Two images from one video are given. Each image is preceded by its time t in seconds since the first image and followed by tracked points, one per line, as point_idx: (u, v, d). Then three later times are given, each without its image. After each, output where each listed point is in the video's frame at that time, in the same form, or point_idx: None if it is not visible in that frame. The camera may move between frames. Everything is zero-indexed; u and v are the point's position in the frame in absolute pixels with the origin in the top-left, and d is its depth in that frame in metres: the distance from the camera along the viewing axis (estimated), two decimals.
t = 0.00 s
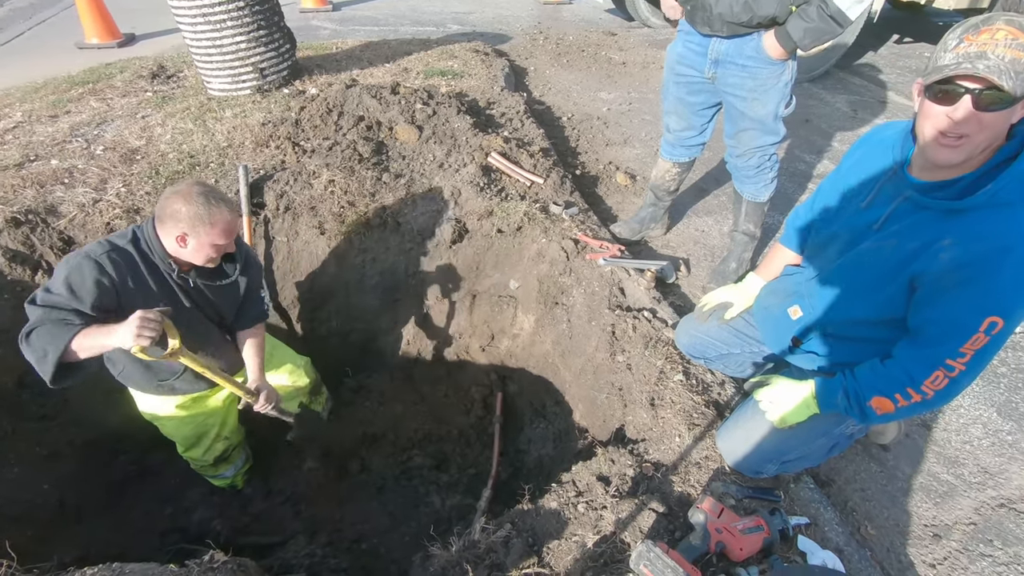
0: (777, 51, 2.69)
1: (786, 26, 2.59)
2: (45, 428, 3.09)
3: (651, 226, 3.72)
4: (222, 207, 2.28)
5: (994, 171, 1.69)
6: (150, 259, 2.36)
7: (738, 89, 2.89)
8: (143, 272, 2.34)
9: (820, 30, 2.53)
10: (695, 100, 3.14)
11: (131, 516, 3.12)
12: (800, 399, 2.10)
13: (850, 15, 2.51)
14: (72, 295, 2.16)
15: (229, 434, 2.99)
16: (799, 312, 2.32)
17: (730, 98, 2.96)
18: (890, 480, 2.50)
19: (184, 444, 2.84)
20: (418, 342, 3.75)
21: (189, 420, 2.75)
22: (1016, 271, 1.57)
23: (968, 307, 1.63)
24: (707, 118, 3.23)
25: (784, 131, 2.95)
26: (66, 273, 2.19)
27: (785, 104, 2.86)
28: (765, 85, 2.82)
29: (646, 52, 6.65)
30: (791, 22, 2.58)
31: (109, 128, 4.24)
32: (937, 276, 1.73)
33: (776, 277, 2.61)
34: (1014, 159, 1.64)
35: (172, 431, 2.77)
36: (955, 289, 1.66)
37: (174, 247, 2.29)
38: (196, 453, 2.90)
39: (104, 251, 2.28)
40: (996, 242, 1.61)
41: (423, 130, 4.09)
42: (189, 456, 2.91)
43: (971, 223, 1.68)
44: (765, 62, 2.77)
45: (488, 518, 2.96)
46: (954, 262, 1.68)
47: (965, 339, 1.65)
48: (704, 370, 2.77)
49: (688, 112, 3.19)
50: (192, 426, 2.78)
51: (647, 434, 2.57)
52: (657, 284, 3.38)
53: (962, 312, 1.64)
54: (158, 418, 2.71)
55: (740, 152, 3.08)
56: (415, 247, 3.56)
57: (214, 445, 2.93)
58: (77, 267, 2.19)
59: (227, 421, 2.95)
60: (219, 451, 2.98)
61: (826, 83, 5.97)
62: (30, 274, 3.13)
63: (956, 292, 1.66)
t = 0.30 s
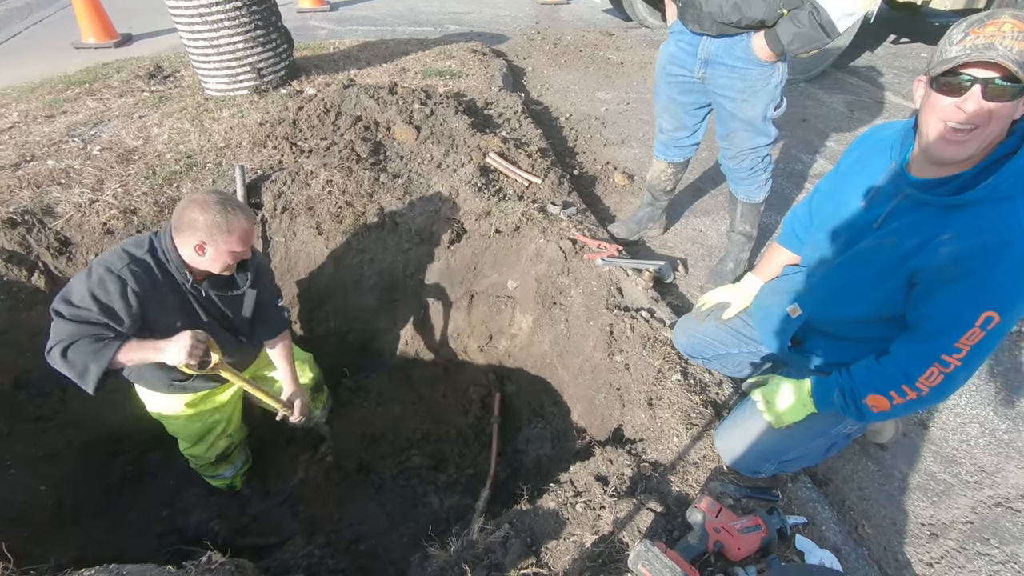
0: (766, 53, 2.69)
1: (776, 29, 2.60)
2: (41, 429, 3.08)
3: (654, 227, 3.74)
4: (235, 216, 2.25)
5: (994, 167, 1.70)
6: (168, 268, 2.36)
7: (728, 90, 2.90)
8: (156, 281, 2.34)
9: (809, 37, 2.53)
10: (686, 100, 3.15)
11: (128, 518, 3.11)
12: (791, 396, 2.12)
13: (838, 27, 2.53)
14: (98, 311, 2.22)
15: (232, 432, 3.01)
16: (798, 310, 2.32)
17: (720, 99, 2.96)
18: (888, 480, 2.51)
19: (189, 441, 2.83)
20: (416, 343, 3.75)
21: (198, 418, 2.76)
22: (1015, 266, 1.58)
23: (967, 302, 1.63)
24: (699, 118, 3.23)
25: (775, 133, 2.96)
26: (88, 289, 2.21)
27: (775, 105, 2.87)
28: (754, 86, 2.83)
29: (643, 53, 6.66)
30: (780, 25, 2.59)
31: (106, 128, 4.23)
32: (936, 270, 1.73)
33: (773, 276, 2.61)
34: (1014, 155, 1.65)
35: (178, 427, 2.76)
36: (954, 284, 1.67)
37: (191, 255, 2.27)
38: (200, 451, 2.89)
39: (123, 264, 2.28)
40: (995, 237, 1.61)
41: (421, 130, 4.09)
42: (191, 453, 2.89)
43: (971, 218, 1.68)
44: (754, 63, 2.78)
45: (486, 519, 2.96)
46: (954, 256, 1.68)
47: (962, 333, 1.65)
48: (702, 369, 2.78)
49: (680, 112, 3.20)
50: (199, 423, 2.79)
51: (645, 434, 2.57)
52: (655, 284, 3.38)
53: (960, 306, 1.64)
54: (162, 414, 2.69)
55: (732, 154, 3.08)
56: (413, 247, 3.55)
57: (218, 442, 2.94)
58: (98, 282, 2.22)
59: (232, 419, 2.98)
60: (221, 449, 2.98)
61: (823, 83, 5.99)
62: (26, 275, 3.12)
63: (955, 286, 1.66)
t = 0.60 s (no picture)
0: (774, 54, 2.68)
1: (786, 29, 2.58)
2: (39, 430, 3.08)
3: (653, 227, 3.73)
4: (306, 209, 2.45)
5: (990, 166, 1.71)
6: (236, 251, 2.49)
7: (734, 93, 2.89)
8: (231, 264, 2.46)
9: (820, 37, 2.51)
10: (688, 106, 3.15)
11: (126, 519, 3.10)
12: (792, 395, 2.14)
13: (851, 27, 2.55)
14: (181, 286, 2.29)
15: (241, 429, 3.02)
16: (797, 311, 2.33)
17: (726, 102, 2.96)
18: (886, 479, 2.51)
19: (205, 437, 2.83)
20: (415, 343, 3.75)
21: (214, 415, 2.77)
22: (1011, 264, 1.57)
23: (963, 300, 1.63)
24: (700, 124, 3.24)
25: (777, 140, 2.96)
26: (174, 266, 2.32)
27: (780, 110, 2.86)
28: (760, 89, 2.82)
29: (642, 53, 6.67)
30: (790, 27, 2.57)
31: (104, 128, 4.22)
32: (933, 269, 1.73)
33: (771, 277, 2.62)
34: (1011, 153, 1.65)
35: (195, 423, 2.74)
36: (951, 282, 1.67)
37: (264, 241, 2.44)
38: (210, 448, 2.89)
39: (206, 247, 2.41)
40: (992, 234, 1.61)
41: (420, 130, 4.09)
42: (203, 449, 2.88)
43: (968, 217, 1.68)
44: (761, 65, 2.77)
45: (485, 519, 2.95)
46: (951, 255, 1.69)
47: (958, 332, 1.65)
48: (701, 370, 2.78)
49: (681, 117, 3.20)
50: (215, 420, 2.79)
51: (645, 434, 2.58)
52: (653, 284, 3.38)
53: (957, 305, 1.64)
54: (178, 410, 2.66)
55: (732, 161, 3.09)
56: (413, 247, 3.57)
57: (229, 439, 2.95)
58: (183, 261, 2.33)
59: (244, 416, 3.00)
60: (229, 446, 2.98)
61: (822, 83, 5.99)
62: (24, 275, 3.12)
63: (952, 284, 1.67)
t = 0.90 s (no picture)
0: (810, 62, 2.65)
1: (825, 35, 2.54)
2: (38, 430, 3.07)
3: (653, 228, 3.73)
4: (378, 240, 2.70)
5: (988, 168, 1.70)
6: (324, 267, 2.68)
7: (764, 101, 2.86)
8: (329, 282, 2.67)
9: (861, 41, 2.49)
10: (703, 120, 3.12)
11: (125, 519, 3.09)
12: (788, 392, 2.16)
13: (890, 28, 2.51)
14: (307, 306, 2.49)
15: (243, 421, 3.04)
16: (796, 312, 2.34)
17: (754, 109, 2.93)
18: (886, 480, 2.51)
19: (205, 428, 2.86)
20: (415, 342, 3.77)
21: (217, 406, 2.82)
22: (1010, 266, 1.56)
23: (962, 302, 1.63)
24: (709, 138, 3.23)
25: (795, 152, 2.96)
26: (304, 288, 2.48)
27: (807, 121, 2.86)
28: (791, 98, 2.79)
29: (642, 54, 6.68)
30: (828, 32, 2.54)
31: (104, 128, 4.22)
32: (933, 271, 1.73)
33: (771, 278, 2.62)
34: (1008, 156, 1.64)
35: (197, 415, 2.80)
36: (950, 284, 1.67)
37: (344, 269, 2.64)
38: (210, 441, 2.92)
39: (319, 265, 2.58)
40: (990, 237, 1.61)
41: (420, 131, 4.09)
42: (204, 442, 2.91)
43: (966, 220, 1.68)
44: (794, 75, 2.75)
45: (484, 519, 2.95)
46: (949, 258, 1.68)
47: (958, 335, 1.64)
48: (700, 370, 2.78)
49: (693, 129, 3.16)
50: (216, 412, 2.83)
51: (644, 435, 2.58)
52: (653, 284, 3.38)
53: (956, 308, 1.64)
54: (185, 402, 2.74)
55: (744, 172, 3.10)
56: (412, 247, 3.57)
57: (230, 433, 2.98)
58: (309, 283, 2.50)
59: (245, 411, 3.04)
60: (231, 438, 3.01)
61: (821, 84, 6.00)
62: (23, 275, 3.12)
63: (951, 287, 1.66)
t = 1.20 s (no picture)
0: (845, 68, 2.67)
1: (861, 42, 2.58)
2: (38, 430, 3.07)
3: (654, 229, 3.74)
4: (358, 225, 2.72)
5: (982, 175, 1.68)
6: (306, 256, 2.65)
7: (792, 105, 2.86)
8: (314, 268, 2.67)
9: (899, 46, 2.55)
10: (722, 122, 3.10)
11: (125, 519, 3.09)
12: (786, 393, 2.15)
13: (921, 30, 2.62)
14: (299, 286, 2.41)
15: (239, 423, 3.03)
16: (793, 315, 2.34)
17: (781, 113, 2.92)
18: (885, 480, 2.51)
19: (201, 433, 2.86)
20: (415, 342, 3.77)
21: (212, 410, 2.80)
22: (1003, 277, 1.56)
23: (956, 312, 1.62)
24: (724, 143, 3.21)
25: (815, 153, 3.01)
26: (291, 269, 2.42)
27: (831, 123, 2.90)
28: (820, 103, 2.80)
29: (642, 54, 6.68)
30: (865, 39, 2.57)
31: (104, 128, 4.22)
32: (928, 278, 1.72)
33: (771, 277, 2.63)
34: (1001, 167, 1.61)
35: (193, 421, 2.80)
36: (943, 294, 1.66)
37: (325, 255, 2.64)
38: (208, 444, 2.91)
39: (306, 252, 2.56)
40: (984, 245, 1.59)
41: (420, 131, 4.09)
42: (201, 447, 2.90)
43: (961, 228, 1.66)
44: (826, 81, 2.75)
45: (484, 519, 2.95)
46: (943, 267, 1.67)
47: (954, 344, 1.64)
48: (700, 371, 2.78)
49: (711, 131, 3.14)
50: (212, 416, 2.82)
51: (644, 435, 2.58)
52: (653, 284, 3.38)
53: (951, 316, 1.63)
54: (179, 410, 2.73)
55: (762, 169, 3.12)
56: (412, 247, 3.59)
57: (226, 436, 2.96)
58: (299, 268, 2.46)
59: (240, 413, 3.02)
60: (229, 440, 3.00)
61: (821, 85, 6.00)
62: (23, 275, 3.11)
63: (945, 295, 1.65)
